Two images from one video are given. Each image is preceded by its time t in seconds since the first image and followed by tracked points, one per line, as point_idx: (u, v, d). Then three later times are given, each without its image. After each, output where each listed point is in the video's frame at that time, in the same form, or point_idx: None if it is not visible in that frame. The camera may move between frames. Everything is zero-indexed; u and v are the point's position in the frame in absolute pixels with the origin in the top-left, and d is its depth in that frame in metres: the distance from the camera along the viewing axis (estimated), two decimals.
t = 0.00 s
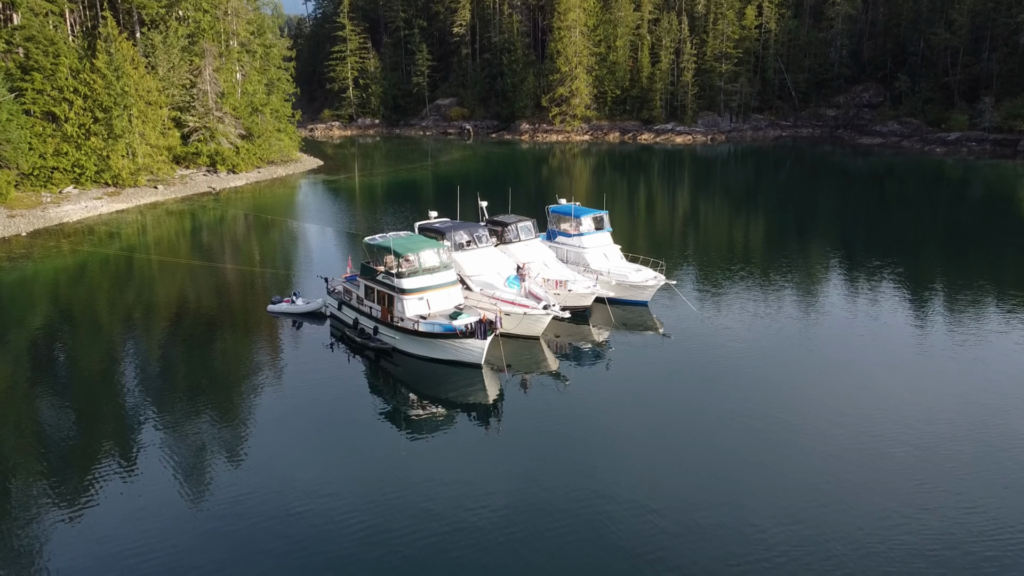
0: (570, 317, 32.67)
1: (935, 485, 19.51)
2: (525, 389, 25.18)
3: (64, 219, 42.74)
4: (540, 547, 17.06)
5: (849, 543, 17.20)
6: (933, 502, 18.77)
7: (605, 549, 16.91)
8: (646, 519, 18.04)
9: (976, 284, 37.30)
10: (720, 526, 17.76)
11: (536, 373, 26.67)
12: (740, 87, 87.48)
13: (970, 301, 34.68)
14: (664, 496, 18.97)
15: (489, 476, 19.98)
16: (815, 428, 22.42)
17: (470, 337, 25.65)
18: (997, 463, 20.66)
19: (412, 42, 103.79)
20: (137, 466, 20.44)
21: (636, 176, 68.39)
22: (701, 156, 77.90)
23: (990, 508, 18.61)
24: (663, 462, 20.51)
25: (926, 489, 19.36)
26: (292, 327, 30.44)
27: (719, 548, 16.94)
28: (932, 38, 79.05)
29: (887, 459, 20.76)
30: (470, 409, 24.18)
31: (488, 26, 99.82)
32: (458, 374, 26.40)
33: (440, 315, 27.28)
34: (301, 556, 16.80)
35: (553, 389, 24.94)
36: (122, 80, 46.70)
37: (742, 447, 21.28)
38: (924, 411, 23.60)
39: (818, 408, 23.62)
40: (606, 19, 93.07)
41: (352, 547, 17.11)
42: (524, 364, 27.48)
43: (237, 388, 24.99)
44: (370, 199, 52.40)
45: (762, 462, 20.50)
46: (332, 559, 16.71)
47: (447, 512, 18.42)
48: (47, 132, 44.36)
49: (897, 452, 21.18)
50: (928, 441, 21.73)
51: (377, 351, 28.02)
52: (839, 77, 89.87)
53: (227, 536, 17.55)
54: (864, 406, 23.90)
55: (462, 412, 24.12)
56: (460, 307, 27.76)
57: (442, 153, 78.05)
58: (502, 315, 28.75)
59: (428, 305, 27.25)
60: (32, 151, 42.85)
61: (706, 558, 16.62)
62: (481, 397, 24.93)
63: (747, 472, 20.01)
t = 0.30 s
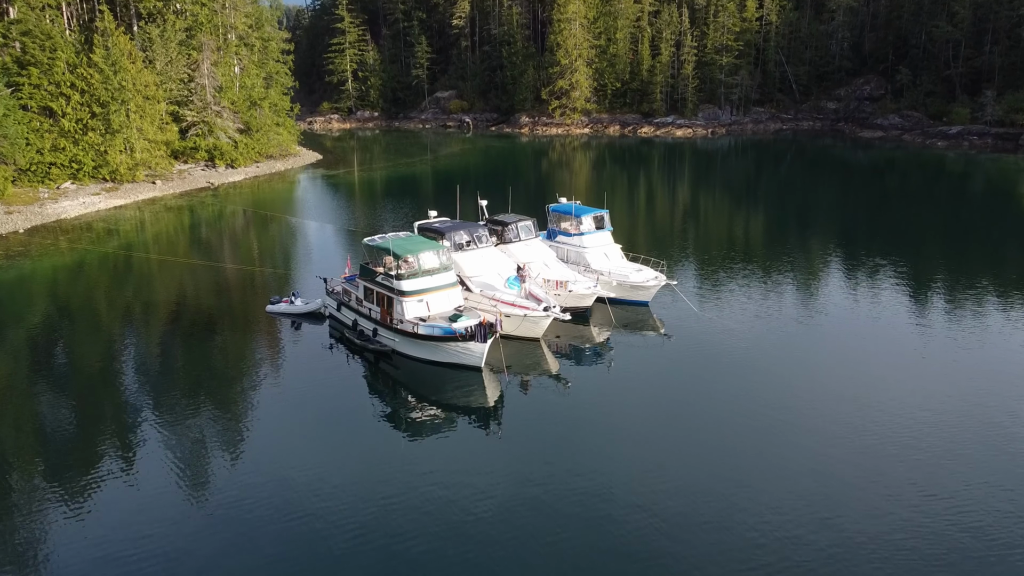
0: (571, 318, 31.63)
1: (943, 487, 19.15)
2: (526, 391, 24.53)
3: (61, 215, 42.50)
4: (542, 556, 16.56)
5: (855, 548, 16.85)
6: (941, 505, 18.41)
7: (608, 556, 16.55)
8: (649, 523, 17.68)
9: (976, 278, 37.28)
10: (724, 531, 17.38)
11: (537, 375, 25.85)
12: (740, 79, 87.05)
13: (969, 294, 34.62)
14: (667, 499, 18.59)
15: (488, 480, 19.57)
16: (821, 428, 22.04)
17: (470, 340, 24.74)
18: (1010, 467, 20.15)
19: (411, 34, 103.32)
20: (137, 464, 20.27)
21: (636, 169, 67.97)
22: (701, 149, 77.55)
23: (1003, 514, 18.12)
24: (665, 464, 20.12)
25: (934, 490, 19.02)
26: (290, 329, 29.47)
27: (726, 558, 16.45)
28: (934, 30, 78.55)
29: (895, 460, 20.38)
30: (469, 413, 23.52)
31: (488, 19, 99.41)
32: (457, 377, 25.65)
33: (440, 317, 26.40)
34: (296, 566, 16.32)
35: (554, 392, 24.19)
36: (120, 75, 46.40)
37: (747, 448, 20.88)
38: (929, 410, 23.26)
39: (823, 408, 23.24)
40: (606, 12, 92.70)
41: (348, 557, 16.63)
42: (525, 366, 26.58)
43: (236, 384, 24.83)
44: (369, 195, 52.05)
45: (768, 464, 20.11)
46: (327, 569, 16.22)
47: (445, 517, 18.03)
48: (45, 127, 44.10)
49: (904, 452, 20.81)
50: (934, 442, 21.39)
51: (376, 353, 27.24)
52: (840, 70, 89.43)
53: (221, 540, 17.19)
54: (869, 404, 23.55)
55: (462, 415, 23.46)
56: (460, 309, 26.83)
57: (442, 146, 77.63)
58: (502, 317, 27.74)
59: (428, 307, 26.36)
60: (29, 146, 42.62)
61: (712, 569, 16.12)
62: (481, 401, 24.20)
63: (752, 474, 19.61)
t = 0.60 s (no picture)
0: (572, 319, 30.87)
1: (950, 492, 18.73)
2: (524, 393, 24.06)
3: (58, 211, 42.29)
4: (540, 564, 16.23)
5: (861, 558, 16.41)
6: (949, 510, 18.00)
7: (607, 566, 16.15)
8: (649, 532, 17.25)
9: (975, 271, 37.20)
10: (727, 541, 16.93)
11: (536, 377, 25.29)
12: (740, 72, 86.61)
13: (968, 288, 34.63)
14: (668, 507, 18.14)
15: (485, 486, 19.12)
16: (825, 430, 21.58)
17: (469, 343, 24.00)
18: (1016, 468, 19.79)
19: (409, 26, 102.77)
20: (134, 465, 20.02)
21: (636, 163, 67.66)
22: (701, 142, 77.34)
23: (1010, 517, 17.79)
24: (667, 469, 19.67)
25: (942, 496, 18.59)
26: (288, 329, 28.83)
27: (727, 566, 16.13)
28: (935, 23, 78.12)
29: (901, 464, 19.92)
30: (467, 416, 23.04)
31: (487, 10, 98.90)
32: (456, 380, 25.01)
33: (439, 319, 25.67)
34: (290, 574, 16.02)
35: (553, 394, 23.64)
36: (116, 69, 45.95)
37: (750, 451, 20.44)
38: (935, 410, 22.84)
39: (827, 409, 22.78)
40: (605, 4, 92.30)
41: (343, 564, 16.31)
42: (524, 368, 25.97)
43: (235, 378, 24.85)
44: (368, 190, 51.73)
45: (771, 469, 19.66)
46: None
47: (441, 526, 17.57)
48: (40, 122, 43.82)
49: (909, 455, 20.39)
50: (940, 443, 20.93)
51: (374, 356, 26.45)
52: (841, 62, 89.01)
53: (212, 550, 16.77)
54: (873, 404, 23.13)
55: (460, 418, 22.97)
56: (460, 311, 26.06)
57: (440, 140, 77.18)
58: (500, 318, 26.83)
59: (426, 309, 25.64)
60: (25, 141, 42.38)
61: None
62: (480, 404, 23.66)
63: (756, 480, 19.14)
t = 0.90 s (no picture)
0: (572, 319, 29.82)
1: (960, 496, 18.25)
2: (523, 395, 23.34)
3: (54, 206, 42.08)
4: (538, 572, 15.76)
5: (871, 570, 15.83)
6: (959, 515, 17.52)
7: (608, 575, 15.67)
8: (651, 538, 16.77)
9: (975, 265, 37.04)
10: (732, 551, 16.34)
11: (535, 379, 24.52)
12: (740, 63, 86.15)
13: (968, 281, 34.51)
14: (671, 515, 17.54)
15: (481, 492, 18.51)
16: (832, 432, 20.98)
17: (468, 346, 23.03)
18: None
19: (408, 16, 102.14)
20: (131, 466, 19.66)
21: (636, 155, 67.22)
22: (701, 134, 76.93)
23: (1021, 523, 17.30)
24: (670, 474, 19.08)
25: (951, 500, 18.11)
26: (286, 330, 28.03)
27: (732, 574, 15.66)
28: (937, 14, 77.62)
29: (911, 469, 19.33)
30: (467, 418, 22.35)
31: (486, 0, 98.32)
32: (455, 382, 24.06)
33: (438, 320, 24.71)
34: None
35: (553, 396, 22.93)
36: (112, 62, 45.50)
37: (756, 455, 19.81)
38: (943, 411, 22.31)
39: (834, 410, 22.20)
40: None
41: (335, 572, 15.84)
42: (523, 369, 25.19)
43: (234, 371, 24.78)
44: (366, 184, 51.36)
45: (778, 474, 19.04)
46: None
47: (437, 532, 17.09)
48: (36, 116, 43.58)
49: (918, 457, 19.88)
50: (950, 446, 20.36)
51: (372, 357, 25.57)
52: (841, 53, 88.53)
53: (198, 561, 16.22)
54: (880, 404, 22.61)
55: (459, 421, 22.27)
56: (459, 312, 25.10)
57: (439, 132, 76.71)
58: (499, 319, 25.83)
59: (425, 310, 24.68)
60: (21, 135, 42.16)
61: None
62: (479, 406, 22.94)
63: (762, 487, 18.53)
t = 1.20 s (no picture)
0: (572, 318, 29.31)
1: (965, 497, 17.95)
2: (522, 396, 22.91)
3: (50, 201, 41.89)
4: None
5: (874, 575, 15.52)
6: (965, 517, 17.22)
7: None
8: (652, 542, 16.47)
9: (976, 257, 36.90)
10: (735, 557, 15.97)
11: (535, 380, 24.08)
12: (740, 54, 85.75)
13: (968, 272, 34.40)
14: (673, 519, 17.17)
15: (480, 496, 18.11)
16: (837, 432, 20.58)
17: (467, 348, 22.51)
18: None
19: (406, 7, 101.54)
20: (131, 463, 19.42)
21: (635, 147, 66.84)
22: (700, 126, 76.58)
23: None
24: (670, 475, 18.75)
25: (956, 501, 17.80)
26: (284, 328, 27.44)
27: None
28: (938, 5, 77.20)
29: (918, 470, 18.94)
30: (465, 421, 21.81)
31: None
32: (454, 385, 23.54)
33: (437, 322, 24.17)
34: None
35: (552, 398, 22.51)
36: (108, 55, 45.09)
37: (759, 456, 19.46)
38: (949, 409, 21.90)
39: (838, 409, 21.83)
40: None
41: None
42: (522, 371, 24.75)
43: (233, 364, 24.69)
44: (364, 178, 51.01)
45: (782, 477, 18.67)
46: None
47: (433, 534, 16.77)
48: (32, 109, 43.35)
49: (922, 456, 19.56)
50: (957, 445, 19.96)
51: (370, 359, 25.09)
52: (842, 43, 88.10)
53: (191, 564, 15.95)
54: (885, 402, 22.26)
55: (458, 424, 21.73)
56: (459, 313, 24.56)
57: (437, 124, 76.26)
58: (497, 320, 25.38)
59: (424, 312, 24.14)
60: (16, 129, 41.92)
61: None
62: (477, 409, 22.46)
63: (766, 490, 18.17)
